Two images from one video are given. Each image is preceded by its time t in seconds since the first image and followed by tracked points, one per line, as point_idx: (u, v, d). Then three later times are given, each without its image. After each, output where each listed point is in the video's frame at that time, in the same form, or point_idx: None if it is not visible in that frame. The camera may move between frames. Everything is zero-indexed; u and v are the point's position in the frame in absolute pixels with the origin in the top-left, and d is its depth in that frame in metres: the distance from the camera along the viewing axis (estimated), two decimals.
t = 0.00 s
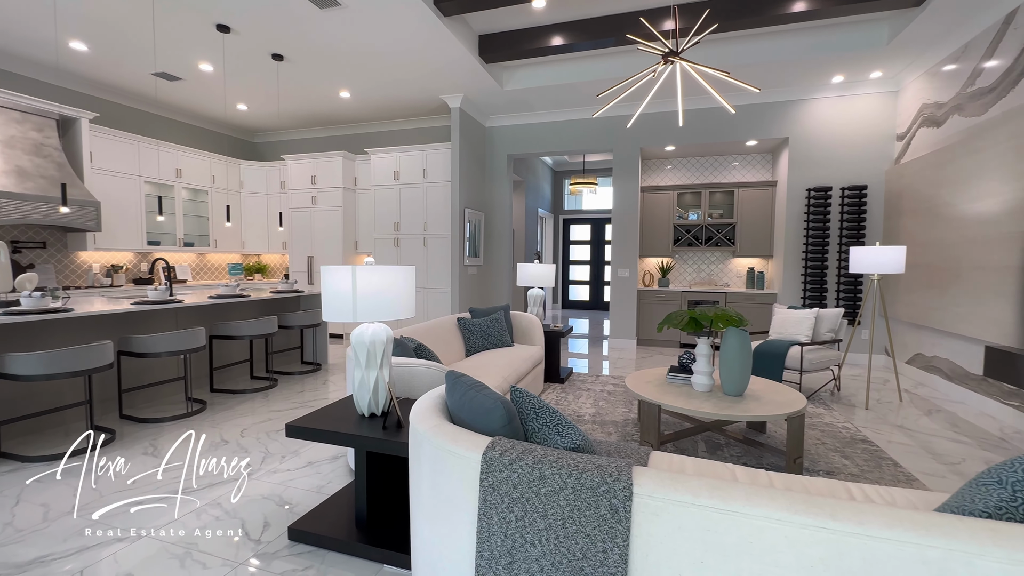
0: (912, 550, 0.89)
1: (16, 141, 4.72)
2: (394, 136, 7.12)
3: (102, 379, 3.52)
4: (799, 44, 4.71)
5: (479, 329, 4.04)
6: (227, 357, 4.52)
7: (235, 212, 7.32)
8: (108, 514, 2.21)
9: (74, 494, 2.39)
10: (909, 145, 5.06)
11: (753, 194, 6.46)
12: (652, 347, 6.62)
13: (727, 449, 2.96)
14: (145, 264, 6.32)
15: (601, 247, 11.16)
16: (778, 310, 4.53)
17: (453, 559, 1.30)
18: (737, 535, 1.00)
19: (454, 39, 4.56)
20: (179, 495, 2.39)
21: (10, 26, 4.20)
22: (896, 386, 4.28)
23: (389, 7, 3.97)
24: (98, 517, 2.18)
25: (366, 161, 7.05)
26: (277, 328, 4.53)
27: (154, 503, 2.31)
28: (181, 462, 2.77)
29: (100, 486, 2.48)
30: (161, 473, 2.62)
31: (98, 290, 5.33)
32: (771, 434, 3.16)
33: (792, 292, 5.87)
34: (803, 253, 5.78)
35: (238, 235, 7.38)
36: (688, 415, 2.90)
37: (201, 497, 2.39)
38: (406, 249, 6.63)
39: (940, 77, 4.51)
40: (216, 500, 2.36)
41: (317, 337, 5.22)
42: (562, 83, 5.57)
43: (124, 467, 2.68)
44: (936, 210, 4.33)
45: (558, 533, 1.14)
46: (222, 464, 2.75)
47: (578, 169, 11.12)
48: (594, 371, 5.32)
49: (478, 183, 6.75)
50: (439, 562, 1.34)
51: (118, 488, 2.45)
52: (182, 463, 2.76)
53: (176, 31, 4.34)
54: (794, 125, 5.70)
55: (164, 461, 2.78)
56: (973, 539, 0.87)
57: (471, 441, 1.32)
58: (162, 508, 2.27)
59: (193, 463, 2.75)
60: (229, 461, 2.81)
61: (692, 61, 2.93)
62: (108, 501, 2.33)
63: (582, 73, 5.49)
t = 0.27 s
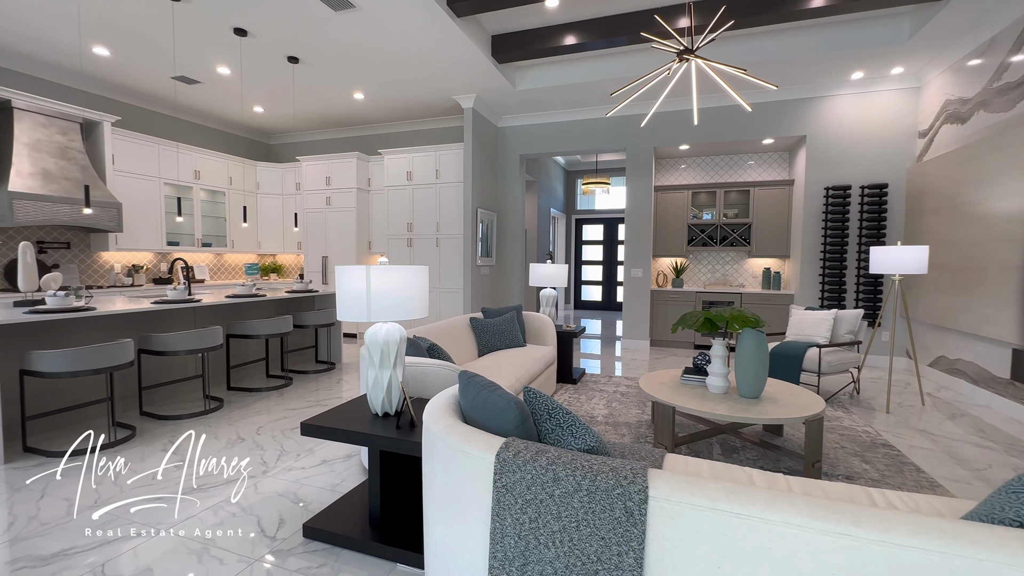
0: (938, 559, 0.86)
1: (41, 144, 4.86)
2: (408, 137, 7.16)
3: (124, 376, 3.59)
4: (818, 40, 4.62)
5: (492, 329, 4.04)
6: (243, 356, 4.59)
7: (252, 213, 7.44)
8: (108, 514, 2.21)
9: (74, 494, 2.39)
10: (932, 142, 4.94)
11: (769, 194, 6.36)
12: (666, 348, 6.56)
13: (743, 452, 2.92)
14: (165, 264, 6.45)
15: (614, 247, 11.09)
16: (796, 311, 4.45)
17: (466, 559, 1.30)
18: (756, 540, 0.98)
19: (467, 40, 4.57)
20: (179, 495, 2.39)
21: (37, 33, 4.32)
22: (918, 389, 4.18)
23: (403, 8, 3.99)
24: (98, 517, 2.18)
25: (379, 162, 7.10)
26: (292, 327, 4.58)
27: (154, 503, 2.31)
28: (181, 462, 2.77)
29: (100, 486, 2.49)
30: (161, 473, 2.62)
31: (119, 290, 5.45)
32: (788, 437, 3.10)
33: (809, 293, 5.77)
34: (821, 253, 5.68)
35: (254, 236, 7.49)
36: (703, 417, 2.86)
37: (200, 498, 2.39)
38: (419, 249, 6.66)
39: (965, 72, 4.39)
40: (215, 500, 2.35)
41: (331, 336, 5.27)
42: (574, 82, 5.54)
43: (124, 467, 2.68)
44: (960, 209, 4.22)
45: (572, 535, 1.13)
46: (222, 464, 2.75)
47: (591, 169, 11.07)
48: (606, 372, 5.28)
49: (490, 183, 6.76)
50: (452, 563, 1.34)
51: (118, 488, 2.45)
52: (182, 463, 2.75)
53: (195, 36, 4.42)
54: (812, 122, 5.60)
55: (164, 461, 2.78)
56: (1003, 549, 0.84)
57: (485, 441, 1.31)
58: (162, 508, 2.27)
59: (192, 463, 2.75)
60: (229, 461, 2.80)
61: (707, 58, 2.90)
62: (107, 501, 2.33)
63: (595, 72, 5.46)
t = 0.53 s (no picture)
0: (967, 568, 0.84)
1: (65, 147, 4.98)
2: (420, 138, 7.20)
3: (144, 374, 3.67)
4: (837, 36, 4.54)
5: (504, 329, 4.04)
6: (259, 355, 4.65)
7: (268, 213, 7.54)
8: (108, 514, 2.21)
9: (74, 494, 2.39)
10: (956, 139, 4.81)
11: (786, 193, 6.26)
12: (680, 349, 6.49)
13: (760, 455, 2.87)
14: (183, 264, 6.57)
15: (627, 247, 11.02)
16: (814, 313, 4.37)
17: (480, 560, 1.30)
18: (776, 545, 0.96)
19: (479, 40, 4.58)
20: (179, 495, 2.39)
21: (62, 39, 4.44)
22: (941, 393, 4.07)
23: (416, 10, 4.01)
24: (98, 517, 2.18)
25: (393, 162, 7.15)
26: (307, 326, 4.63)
27: (154, 503, 2.31)
28: (181, 462, 2.77)
29: (100, 486, 2.49)
30: (161, 472, 2.62)
31: (139, 289, 5.56)
32: (806, 441, 3.04)
33: (827, 294, 5.66)
34: (840, 253, 5.57)
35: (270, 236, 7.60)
36: (719, 419, 2.82)
37: (201, 497, 2.39)
38: (432, 250, 6.69)
39: (991, 67, 4.27)
40: (215, 500, 2.35)
41: (345, 335, 5.32)
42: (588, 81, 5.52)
43: (124, 467, 2.68)
44: (985, 208, 4.10)
45: (588, 537, 1.12)
46: (222, 464, 2.75)
47: (603, 169, 11.01)
48: (619, 373, 5.25)
49: (503, 183, 6.76)
50: (466, 563, 1.34)
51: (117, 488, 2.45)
52: (182, 463, 2.75)
53: (213, 40, 4.49)
54: (831, 120, 5.49)
55: (164, 461, 2.78)
56: None
57: (499, 442, 1.31)
58: (162, 509, 2.27)
59: (193, 463, 2.75)
60: (229, 461, 2.80)
61: (723, 55, 2.86)
62: (106, 501, 2.33)
63: (608, 71, 5.43)
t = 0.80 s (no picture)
0: None
1: (88, 150, 5.10)
2: (433, 138, 7.23)
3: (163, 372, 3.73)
4: (857, 32, 4.44)
5: (517, 330, 4.03)
6: (275, 354, 4.70)
7: (283, 214, 7.63)
8: (107, 514, 2.20)
9: (74, 493, 2.39)
10: (982, 136, 4.68)
11: (804, 192, 6.15)
12: (695, 350, 6.42)
13: (778, 459, 2.82)
14: (201, 264, 6.68)
15: (640, 247, 10.94)
16: (833, 313, 4.28)
17: (495, 561, 1.29)
18: (801, 553, 0.93)
19: (492, 40, 4.58)
20: (179, 495, 2.39)
21: (85, 44, 4.54)
22: (966, 397, 3.96)
23: (430, 11, 4.03)
24: (97, 517, 2.18)
25: (406, 163, 7.19)
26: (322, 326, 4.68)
27: (154, 503, 2.30)
28: (180, 462, 2.76)
29: (101, 486, 2.49)
30: (160, 473, 2.61)
31: (158, 288, 5.66)
32: (825, 445, 2.98)
33: (846, 294, 5.55)
34: (859, 253, 5.45)
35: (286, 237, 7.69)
36: (735, 422, 2.78)
37: (201, 497, 2.38)
38: (445, 250, 6.71)
39: (1018, 61, 4.14)
40: (215, 501, 2.35)
41: (358, 335, 5.36)
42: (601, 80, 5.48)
43: (124, 467, 2.68)
44: (1013, 206, 3.98)
45: (605, 541, 1.10)
46: (221, 464, 2.74)
47: (616, 168, 10.93)
48: (633, 374, 5.20)
49: (516, 183, 6.76)
50: (481, 564, 1.33)
51: (116, 489, 2.45)
52: (182, 463, 2.75)
53: (230, 44, 4.56)
54: (850, 118, 5.39)
55: (164, 462, 2.77)
56: None
57: (514, 443, 1.30)
58: (162, 509, 2.26)
59: (193, 463, 2.74)
60: (228, 461, 2.80)
61: (740, 52, 2.81)
62: (106, 501, 2.32)
63: (622, 69, 5.38)
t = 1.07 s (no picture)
0: None
1: (111, 152, 5.22)
2: (446, 139, 7.25)
3: (182, 370, 3.80)
4: (879, 26, 4.34)
5: (531, 330, 4.02)
6: (290, 353, 4.75)
7: (299, 214, 7.72)
8: (108, 514, 2.20)
9: (75, 493, 2.39)
10: (1010, 132, 4.54)
11: (823, 190, 6.03)
12: (710, 351, 6.33)
13: (797, 463, 2.76)
14: (219, 264, 6.78)
15: (654, 247, 10.84)
16: (853, 315, 4.19)
17: (510, 563, 1.28)
18: (829, 562, 0.90)
19: (506, 40, 4.57)
20: (179, 495, 2.38)
21: (109, 48, 4.64)
22: (994, 401, 3.84)
23: (444, 11, 4.03)
24: (97, 517, 2.17)
25: (419, 163, 7.21)
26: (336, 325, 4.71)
27: (154, 504, 2.30)
28: (181, 462, 2.76)
29: (101, 486, 2.48)
30: (160, 473, 2.61)
31: (177, 288, 5.76)
32: (846, 449, 2.91)
33: (867, 295, 5.43)
34: (881, 253, 5.33)
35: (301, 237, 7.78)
36: (754, 424, 2.73)
37: (201, 498, 2.38)
38: (458, 250, 6.72)
39: None
40: (214, 500, 2.34)
41: (372, 334, 5.39)
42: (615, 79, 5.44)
43: (124, 467, 2.68)
44: None
45: (624, 545, 1.08)
46: (222, 464, 2.74)
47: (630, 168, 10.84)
48: (647, 375, 5.15)
49: (528, 183, 6.74)
50: (497, 566, 1.32)
51: (116, 488, 2.44)
52: (182, 463, 2.74)
53: (247, 46, 4.62)
54: (871, 114, 5.27)
55: (163, 462, 2.77)
56: None
57: (530, 444, 1.28)
58: (162, 509, 2.26)
59: (193, 463, 2.74)
60: (229, 461, 2.79)
61: (758, 47, 2.76)
62: (105, 501, 2.32)
63: (636, 67, 5.33)
